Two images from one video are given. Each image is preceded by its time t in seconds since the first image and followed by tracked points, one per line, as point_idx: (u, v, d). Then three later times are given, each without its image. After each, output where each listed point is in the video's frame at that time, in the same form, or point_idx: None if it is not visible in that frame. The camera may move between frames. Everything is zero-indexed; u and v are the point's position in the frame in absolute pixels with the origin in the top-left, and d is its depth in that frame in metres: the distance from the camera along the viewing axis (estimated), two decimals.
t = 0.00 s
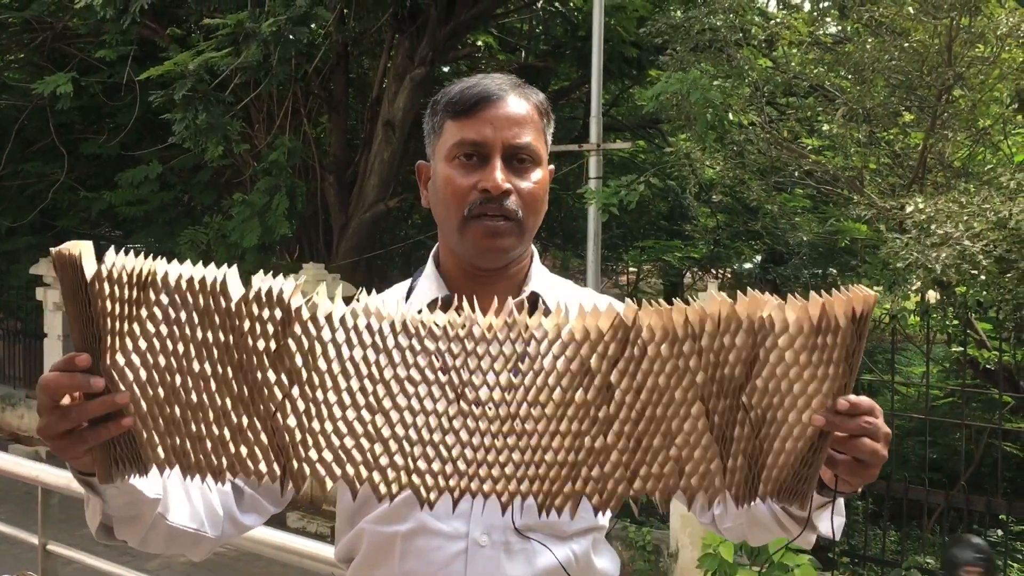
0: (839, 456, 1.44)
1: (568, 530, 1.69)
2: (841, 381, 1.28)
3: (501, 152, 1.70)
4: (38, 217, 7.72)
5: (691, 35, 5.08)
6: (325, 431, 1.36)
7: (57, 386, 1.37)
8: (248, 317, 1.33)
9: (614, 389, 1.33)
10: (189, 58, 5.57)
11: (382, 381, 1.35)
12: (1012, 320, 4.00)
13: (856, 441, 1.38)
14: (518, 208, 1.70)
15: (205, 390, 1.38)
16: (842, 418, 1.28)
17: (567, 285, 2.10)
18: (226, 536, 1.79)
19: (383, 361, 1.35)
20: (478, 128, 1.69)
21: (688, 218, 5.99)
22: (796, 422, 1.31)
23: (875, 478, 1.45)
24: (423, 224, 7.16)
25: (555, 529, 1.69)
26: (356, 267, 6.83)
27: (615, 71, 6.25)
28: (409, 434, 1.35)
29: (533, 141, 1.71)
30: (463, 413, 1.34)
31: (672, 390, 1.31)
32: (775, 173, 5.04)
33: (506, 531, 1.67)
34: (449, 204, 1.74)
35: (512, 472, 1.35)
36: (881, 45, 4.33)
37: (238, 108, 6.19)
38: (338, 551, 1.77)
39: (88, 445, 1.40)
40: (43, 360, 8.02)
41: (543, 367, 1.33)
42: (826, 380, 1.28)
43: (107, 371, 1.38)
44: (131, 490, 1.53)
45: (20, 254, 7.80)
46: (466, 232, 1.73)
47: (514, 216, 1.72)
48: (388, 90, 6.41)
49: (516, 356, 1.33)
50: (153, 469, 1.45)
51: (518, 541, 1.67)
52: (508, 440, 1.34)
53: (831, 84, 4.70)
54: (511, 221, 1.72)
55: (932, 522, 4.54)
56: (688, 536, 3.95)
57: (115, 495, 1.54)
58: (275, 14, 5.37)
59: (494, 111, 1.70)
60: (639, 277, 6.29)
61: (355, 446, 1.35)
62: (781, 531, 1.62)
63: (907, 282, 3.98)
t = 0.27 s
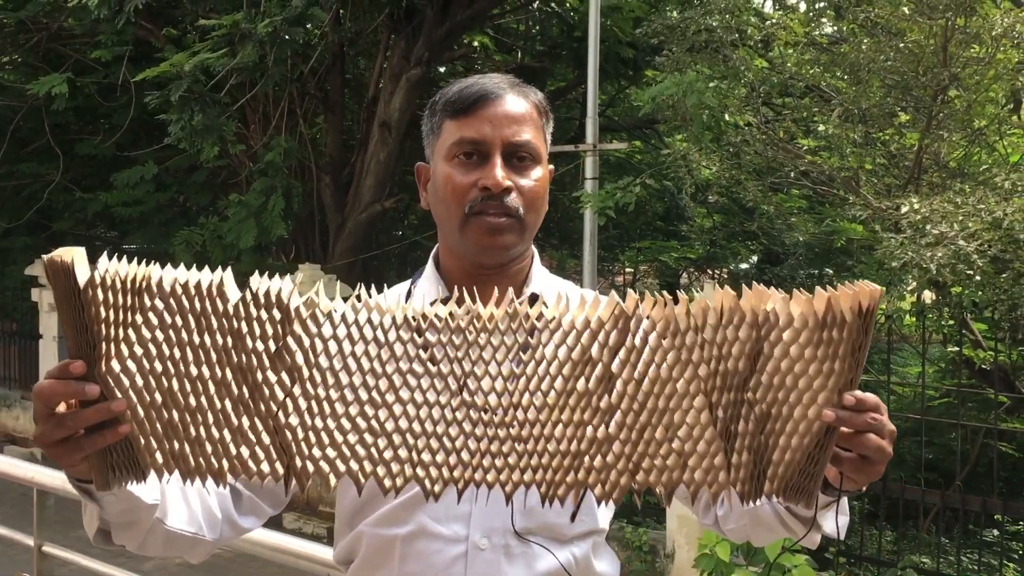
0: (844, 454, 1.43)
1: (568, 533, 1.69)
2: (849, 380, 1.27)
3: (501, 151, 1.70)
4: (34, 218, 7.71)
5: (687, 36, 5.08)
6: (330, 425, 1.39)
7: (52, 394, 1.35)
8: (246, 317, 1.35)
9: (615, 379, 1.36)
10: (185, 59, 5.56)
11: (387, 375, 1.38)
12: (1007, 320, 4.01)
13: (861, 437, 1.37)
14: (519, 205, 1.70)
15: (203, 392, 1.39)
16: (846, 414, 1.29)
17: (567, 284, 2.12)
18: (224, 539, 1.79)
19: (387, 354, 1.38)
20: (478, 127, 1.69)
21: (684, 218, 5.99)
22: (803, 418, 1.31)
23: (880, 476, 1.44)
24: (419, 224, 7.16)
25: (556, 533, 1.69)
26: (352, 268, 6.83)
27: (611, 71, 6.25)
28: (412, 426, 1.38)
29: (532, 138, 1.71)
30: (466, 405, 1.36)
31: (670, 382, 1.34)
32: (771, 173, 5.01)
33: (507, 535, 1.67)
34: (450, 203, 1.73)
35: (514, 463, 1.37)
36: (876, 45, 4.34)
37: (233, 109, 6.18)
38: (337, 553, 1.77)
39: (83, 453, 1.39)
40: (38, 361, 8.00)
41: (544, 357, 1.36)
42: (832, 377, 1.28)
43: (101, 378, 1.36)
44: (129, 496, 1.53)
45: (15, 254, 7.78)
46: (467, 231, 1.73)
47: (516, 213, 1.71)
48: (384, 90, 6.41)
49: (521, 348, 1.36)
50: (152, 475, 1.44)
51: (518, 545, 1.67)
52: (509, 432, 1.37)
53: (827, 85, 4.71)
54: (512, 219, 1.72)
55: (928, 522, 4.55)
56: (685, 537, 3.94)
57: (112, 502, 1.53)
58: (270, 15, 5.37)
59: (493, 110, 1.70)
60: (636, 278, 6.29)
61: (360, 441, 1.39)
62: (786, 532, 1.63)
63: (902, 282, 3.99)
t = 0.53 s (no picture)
0: (846, 459, 1.42)
1: (569, 535, 1.68)
2: (850, 385, 1.27)
3: (502, 147, 1.70)
4: (30, 218, 7.69)
5: (683, 36, 5.08)
6: (328, 432, 1.38)
7: (46, 399, 1.32)
8: (246, 322, 1.34)
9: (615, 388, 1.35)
10: (181, 59, 5.55)
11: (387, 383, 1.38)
12: (1003, 319, 4.01)
13: (863, 442, 1.36)
14: (519, 202, 1.69)
15: (201, 398, 1.37)
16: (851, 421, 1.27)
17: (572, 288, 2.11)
18: (227, 543, 1.77)
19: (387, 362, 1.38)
20: (479, 123, 1.69)
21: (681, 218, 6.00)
22: (804, 423, 1.31)
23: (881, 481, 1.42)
24: (416, 224, 7.16)
25: (556, 534, 1.68)
26: (349, 268, 6.82)
27: (608, 71, 6.25)
28: (410, 433, 1.38)
29: (533, 136, 1.71)
30: (465, 413, 1.36)
31: (669, 389, 1.35)
32: (768, 173, 5.03)
33: (507, 537, 1.66)
34: (449, 199, 1.73)
35: (513, 471, 1.37)
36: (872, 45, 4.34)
37: (230, 109, 6.17)
38: (337, 555, 1.76)
39: (80, 458, 1.36)
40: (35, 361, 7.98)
41: (542, 365, 1.36)
42: (832, 382, 1.28)
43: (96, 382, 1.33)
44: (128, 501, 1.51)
45: (11, 255, 7.76)
46: (466, 227, 1.72)
47: (515, 210, 1.71)
48: (381, 90, 6.40)
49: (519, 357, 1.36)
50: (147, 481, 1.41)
51: (519, 548, 1.66)
52: (507, 440, 1.37)
53: (823, 85, 4.72)
54: (512, 216, 1.71)
55: (924, 521, 4.55)
56: (682, 536, 3.94)
57: (110, 506, 1.53)
58: (267, 15, 5.36)
59: (494, 106, 1.70)
60: (632, 277, 6.30)
61: (357, 449, 1.38)
62: (786, 534, 1.63)
63: (899, 281, 3.99)
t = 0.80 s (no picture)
0: (852, 462, 1.42)
1: (570, 538, 1.68)
2: (858, 390, 1.26)
3: (508, 148, 1.69)
4: (28, 219, 7.69)
5: (681, 36, 5.08)
6: (331, 434, 1.37)
7: (46, 403, 1.32)
8: (248, 325, 1.33)
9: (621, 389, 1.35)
10: (180, 59, 5.55)
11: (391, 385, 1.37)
12: (1001, 319, 4.01)
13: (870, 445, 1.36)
14: (523, 205, 1.69)
15: (202, 401, 1.36)
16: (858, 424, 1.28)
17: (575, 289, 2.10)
18: (228, 545, 1.76)
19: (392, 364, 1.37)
20: (487, 124, 1.69)
21: (679, 218, 6.01)
22: (811, 427, 1.30)
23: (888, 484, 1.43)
24: (415, 225, 7.17)
25: (558, 537, 1.68)
26: (347, 268, 6.82)
27: (606, 72, 6.26)
28: (415, 435, 1.37)
29: (539, 137, 1.71)
30: (470, 414, 1.36)
31: (675, 391, 1.34)
32: (765, 174, 5.06)
33: (509, 540, 1.67)
34: (454, 200, 1.73)
35: (518, 472, 1.37)
36: (869, 45, 4.35)
37: (228, 110, 6.17)
38: (339, 556, 1.75)
39: (80, 462, 1.36)
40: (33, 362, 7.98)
41: (547, 367, 1.35)
42: (839, 388, 1.28)
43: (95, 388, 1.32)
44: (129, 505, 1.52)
45: (10, 256, 7.76)
46: (470, 228, 1.72)
47: (520, 212, 1.71)
48: (380, 91, 6.40)
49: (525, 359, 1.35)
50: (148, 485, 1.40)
51: (521, 550, 1.67)
52: (512, 439, 1.37)
53: (821, 85, 4.72)
54: (516, 218, 1.71)
55: (923, 522, 4.56)
56: (681, 536, 3.94)
57: (112, 510, 1.53)
58: (266, 15, 5.36)
59: (502, 107, 1.70)
60: (631, 278, 6.30)
61: (361, 450, 1.37)
62: (789, 538, 1.64)
63: (897, 282, 4.00)
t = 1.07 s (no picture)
0: (855, 458, 1.42)
1: (572, 541, 1.68)
2: (864, 382, 1.26)
3: (507, 149, 1.69)
4: (27, 221, 7.68)
5: (680, 37, 5.08)
6: (337, 431, 1.38)
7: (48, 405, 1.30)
8: (251, 324, 1.33)
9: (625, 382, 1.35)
10: (179, 60, 5.54)
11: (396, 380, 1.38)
12: (1001, 319, 4.01)
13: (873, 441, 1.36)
14: (523, 204, 1.68)
15: (206, 401, 1.35)
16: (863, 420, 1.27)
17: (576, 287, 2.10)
18: (229, 548, 1.76)
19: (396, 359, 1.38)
20: (485, 125, 1.69)
21: (678, 218, 6.01)
22: (815, 420, 1.31)
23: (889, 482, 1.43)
24: (414, 225, 7.16)
25: (560, 539, 1.68)
26: (347, 269, 6.81)
27: (605, 72, 6.25)
28: (421, 430, 1.37)
29: (539, 137, 1.71)
30: (476, 408, 1.36)
31: (679, 384, 1.34)
32: (765, 174, 5.07)
33: (512, 543, 1.66)
34: (456, 203, 1.72)
35: (523, 465, 1.37)
36: (869, 45, 4.35)
37: (227, 110, 6.16)
38: (341, 559, 1.75)
39: (83, 464, 1.34)
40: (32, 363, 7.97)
41: (551, 359, 1.34)
42: (845, 381, 1.27)
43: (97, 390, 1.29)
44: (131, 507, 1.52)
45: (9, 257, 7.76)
46: (470, 230, 1.71)
47: (520, 214, 1.70)
48: (379, 92, 6.40)
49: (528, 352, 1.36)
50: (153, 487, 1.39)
51: (524, 552, 1.67)
52: (517, 433, 1.36)
53: (819, 85, 4.73)
54: (517, 218, 1.69)
55: (923, 522, 4.56)
56: (681, 537, 3.94)
57: (114, 513, 1.53)
58: (265, 16, 5.36)
59: (500, 108, 1.70)
60: (631, 279, 6.30)
61: (367, 446, 1.37)
62: (792, 538, 1.63)
63: (898, 282, 3.99)
